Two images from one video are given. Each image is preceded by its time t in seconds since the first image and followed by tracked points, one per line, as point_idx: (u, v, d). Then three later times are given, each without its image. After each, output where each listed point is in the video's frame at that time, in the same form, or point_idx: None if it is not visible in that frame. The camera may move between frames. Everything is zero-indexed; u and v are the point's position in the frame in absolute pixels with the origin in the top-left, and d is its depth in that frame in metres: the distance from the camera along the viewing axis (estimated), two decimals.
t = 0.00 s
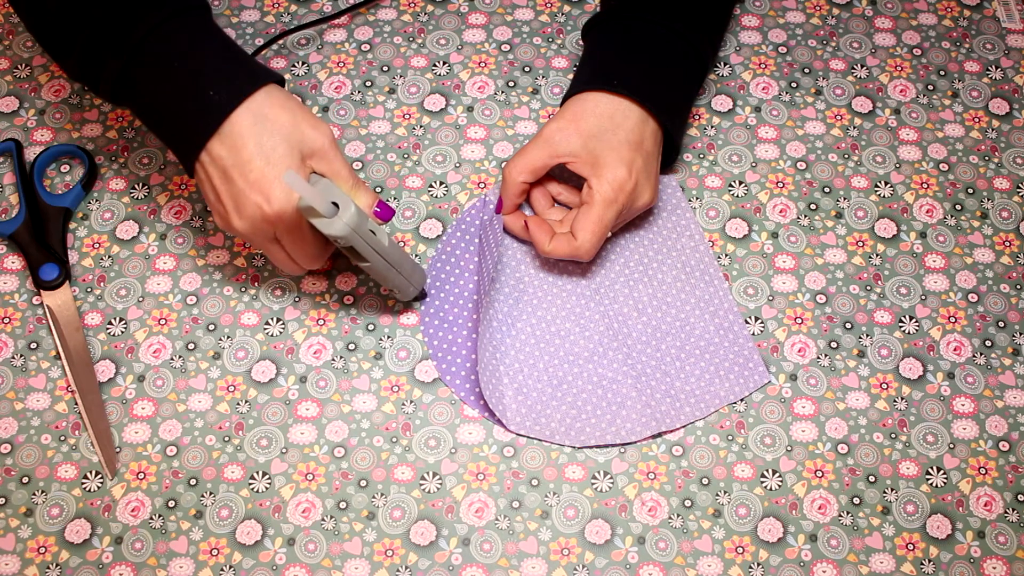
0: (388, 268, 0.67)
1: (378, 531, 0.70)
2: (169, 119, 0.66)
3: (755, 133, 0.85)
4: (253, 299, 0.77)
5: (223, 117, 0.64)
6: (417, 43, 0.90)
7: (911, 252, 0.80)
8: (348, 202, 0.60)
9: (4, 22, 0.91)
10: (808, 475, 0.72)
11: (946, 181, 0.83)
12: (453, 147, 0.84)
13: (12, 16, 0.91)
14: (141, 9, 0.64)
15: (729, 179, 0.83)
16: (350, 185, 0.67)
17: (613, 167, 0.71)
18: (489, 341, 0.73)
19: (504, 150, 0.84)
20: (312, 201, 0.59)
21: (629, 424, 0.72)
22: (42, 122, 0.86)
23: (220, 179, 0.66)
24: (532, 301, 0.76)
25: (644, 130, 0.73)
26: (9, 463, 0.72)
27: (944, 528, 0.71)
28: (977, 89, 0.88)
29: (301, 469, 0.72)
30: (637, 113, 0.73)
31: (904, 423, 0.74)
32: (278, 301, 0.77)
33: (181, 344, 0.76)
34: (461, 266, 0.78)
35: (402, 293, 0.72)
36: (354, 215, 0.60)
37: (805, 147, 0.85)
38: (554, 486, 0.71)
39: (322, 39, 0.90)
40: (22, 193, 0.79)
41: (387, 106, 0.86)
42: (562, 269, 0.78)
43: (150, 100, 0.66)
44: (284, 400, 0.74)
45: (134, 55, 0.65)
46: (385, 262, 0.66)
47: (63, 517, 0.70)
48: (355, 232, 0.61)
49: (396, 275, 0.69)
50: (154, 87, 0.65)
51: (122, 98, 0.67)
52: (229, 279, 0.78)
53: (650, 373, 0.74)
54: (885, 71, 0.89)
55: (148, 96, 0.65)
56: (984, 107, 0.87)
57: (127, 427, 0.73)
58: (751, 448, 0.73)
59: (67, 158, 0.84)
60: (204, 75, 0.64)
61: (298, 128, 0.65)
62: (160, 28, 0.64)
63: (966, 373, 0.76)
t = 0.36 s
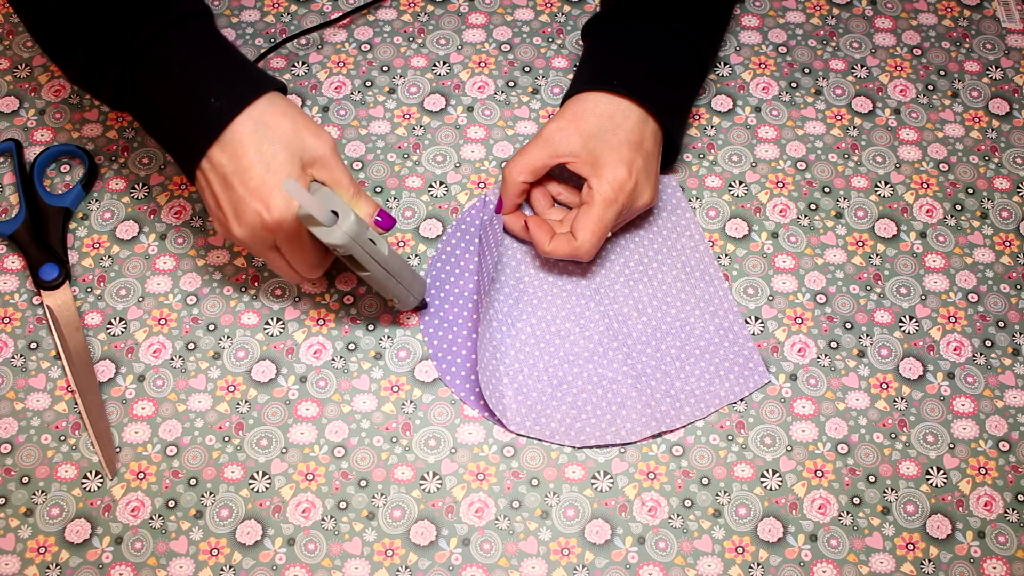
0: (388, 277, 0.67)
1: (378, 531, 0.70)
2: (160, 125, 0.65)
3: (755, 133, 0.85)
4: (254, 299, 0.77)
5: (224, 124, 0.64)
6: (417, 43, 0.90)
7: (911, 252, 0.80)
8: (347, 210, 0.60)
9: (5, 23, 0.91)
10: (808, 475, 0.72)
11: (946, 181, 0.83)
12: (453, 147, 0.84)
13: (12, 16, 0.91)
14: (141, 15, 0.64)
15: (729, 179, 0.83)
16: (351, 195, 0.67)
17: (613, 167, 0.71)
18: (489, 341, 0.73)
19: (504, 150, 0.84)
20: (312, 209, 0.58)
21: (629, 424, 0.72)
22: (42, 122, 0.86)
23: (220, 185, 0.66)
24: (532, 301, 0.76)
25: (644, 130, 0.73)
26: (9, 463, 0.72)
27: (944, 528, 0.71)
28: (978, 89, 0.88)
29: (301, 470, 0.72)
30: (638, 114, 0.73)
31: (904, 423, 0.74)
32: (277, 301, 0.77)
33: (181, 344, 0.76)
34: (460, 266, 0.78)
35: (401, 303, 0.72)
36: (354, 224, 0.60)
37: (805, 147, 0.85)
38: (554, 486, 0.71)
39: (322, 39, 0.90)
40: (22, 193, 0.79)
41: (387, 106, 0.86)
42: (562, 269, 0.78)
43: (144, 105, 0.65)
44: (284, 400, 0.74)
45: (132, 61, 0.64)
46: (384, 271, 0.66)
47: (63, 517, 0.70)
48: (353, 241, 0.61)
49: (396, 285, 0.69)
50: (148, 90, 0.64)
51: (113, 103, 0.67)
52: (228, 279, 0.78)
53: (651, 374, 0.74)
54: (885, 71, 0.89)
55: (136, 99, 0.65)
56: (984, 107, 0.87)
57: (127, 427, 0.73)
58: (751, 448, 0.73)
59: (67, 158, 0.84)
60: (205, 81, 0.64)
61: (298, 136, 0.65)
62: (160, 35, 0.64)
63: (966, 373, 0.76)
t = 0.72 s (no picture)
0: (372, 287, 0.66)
1: (378, 531, 0.70)
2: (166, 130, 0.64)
3: (755, 133, 0.85)
4: (254, 299, 0.77)
5: (212, 131, 0.63)
6: (417, 43, 0.90)
7: (911, 252, 0.80)
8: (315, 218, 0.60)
9: (5, 23, 0.91)
10: (808, 475, 0.72)
11: (946, 181, 0.83)
12: (453, 147, 0.84)
13: (13, 16, 0.91)
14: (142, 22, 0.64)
15: (729, 179, 0.83)
16: (342, 202, 0.65)
17: (613, 167, 0.71)
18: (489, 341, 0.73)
19: (504, 150, 0.84)
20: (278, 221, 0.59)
21: (629, 424, 0.72)
22: (42, 122, 0.86)
23: (210, 193, 0.66)
24: (532, 301, 0.76)
25: (644, 130, 0.73)
26: (9, 463, 0.72)
27: (944, 528, 0.71)
28: (978, 89, 0.88)
29: (301, 470, 0.72)
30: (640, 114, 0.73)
31: (904, 423, 0.74)
32: (278, 301, 0.77)
33: (181, 344, 0.76)
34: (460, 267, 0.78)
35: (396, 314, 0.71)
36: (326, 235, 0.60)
37: (805, 147, 0.85)
38: (554, 486, 0.71)
39: (322, 39, 0.90)
40: (22, 193, 0.79)
41: (387, 106, 0.86)
42: (562, 269, 0.78)
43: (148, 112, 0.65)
44: (284, 400, 0.74)
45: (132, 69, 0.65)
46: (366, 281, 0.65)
47: (63, 517, 0.70)
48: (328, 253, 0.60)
49: (384, 295, 0.67)
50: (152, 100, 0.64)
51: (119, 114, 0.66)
52: (229, 279, 0.78)
53: (651, 374, 0.74)
54: (885, 72, 0.89)
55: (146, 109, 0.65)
56: (984, 107, 0.87)
57: (127, 427, 0.73)
58: (751, 448, 0.73)
59: (67, 158, 0.84)
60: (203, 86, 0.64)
61: (286, 145, 0.63)
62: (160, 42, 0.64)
63: (966, 373, 0.76)
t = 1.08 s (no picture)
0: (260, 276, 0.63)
1: (378, 531, 0.70)
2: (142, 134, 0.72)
3: (756, 134, 0.85)
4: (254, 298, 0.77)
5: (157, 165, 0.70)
6: (417, 42, 0.89)
7: (911, 252, 0.80)
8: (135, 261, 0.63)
9: (6, 23, 0.91)
10: (808, 475, 0.72)
11: (946, 181, 0.83)
12: (453, 147, 0.84)
13: (13, 17, 0.91)
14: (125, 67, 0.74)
15: (729, 179, 0.83)
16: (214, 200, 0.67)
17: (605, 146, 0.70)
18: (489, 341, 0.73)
19: (504, 150, 0.84)
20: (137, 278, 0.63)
21: (630, 424, 0.73)
22: (42, 122, 0.86)
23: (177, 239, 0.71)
24: (532, 301, 0.76)
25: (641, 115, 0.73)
26: (9, 463, 0.72)
27: (945, 528, 0.71)
28: (978, 89, 0.88)
29: (301, 469, 0.72)
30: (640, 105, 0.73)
31: (904, 423, 0.74)
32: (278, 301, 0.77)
33: (181, 344, 0.76)
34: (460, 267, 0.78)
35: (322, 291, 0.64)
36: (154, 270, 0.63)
37: (805, 147, 0.84)
38: (554, 486, 0.71)
39: (322, 39, 0.90)
40: (22, 193, 0.79)
41: (387, 106, 0.86)
42: (562, 269, 0.78)
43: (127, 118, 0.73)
44: (284, 400, 0.74)
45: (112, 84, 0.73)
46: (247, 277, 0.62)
47: (63, 517, 0.70)
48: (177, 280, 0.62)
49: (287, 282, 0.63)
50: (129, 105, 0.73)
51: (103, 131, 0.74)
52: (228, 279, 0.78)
53: (651, 374, 0.74)
54: (885, 71, 0.89)
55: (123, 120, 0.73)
56: (984, 107, 0.87)
57: (127, 427, 0.73)
58: (751, 448, 0.73)
59: (67, 158, 0.84)
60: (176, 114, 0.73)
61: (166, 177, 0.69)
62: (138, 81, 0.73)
63: (966, 373, 0.76)
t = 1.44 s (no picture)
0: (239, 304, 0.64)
1: (378, 531, 0.70)
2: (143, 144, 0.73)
3: (756, 134, 0.85)
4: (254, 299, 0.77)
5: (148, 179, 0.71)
6: (417, 42, 0.89)
7: (911, 252, 0.80)
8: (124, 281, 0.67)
9: (6, 25, 0.91)
10: (808, 475, 0.72)
11: (946, 181, 0.83)
12: (453, 147, 0.84)
13: (14, 19, 0.92)
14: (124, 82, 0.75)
15: (729, 179, 0.83)
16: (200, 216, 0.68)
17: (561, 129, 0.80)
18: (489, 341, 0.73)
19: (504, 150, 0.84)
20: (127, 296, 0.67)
21: (629, 425, 0.73)
22: (42, 122, 0.86)
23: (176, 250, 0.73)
24: (532, 301, 0.76)
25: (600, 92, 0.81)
26: (9, 463, 0.72)
27: (945, 528, 0.71)
28: (978, 89, 0.88)
29: (301, 470, 0.72)
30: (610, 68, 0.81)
31: (904, 423, 0.74)
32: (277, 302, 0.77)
33: (181, 344, 0.76)
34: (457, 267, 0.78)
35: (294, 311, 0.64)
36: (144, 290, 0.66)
37: (805, 147, 0.85)
38: (554, 486, 0.71)
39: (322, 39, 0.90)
40: (22, 193, 0.79)
41: (387, 106, 0.86)
42: (562, 270, 0.78)
43: (127, 129, 0.74)
44: (284, 400, 0.74)
45: (116, 92, 0.75)
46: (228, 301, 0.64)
47: (63, 517, 0.70)
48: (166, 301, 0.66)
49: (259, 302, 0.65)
50: (130, 115, 0.74)
51: (103, 139, 0.75)
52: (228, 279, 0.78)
53: (652, 375, 0.74)
54: (885, 71, 0.89)
55: (122, 128, 0.74)
56: (984, 107, 0.87)
57: (127, 427, 0.73)
58: (751, 448, 0.73)
59: (67, 158, 0.84)
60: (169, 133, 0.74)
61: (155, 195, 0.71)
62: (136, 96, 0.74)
63: (966, 373, 0.76)
